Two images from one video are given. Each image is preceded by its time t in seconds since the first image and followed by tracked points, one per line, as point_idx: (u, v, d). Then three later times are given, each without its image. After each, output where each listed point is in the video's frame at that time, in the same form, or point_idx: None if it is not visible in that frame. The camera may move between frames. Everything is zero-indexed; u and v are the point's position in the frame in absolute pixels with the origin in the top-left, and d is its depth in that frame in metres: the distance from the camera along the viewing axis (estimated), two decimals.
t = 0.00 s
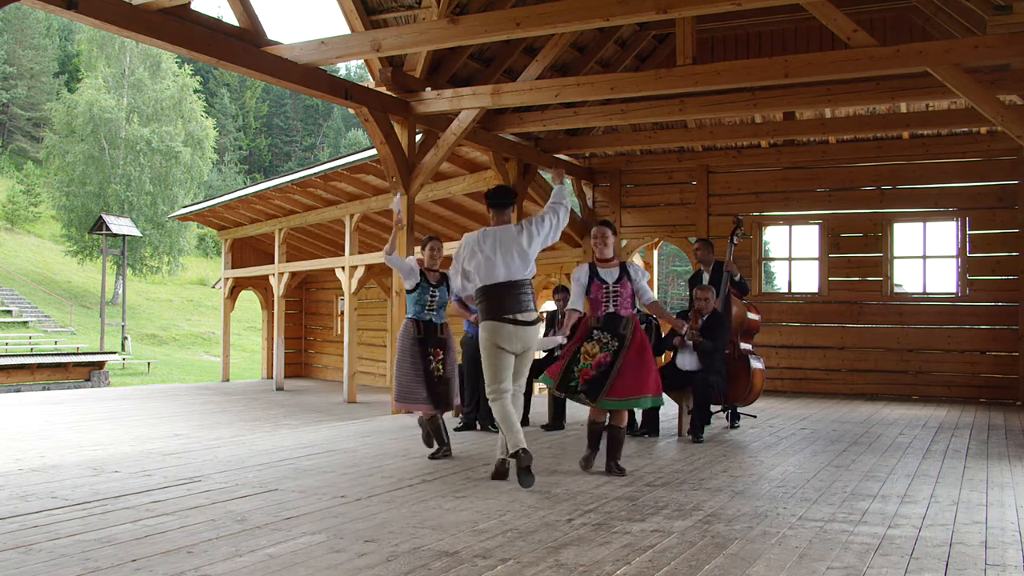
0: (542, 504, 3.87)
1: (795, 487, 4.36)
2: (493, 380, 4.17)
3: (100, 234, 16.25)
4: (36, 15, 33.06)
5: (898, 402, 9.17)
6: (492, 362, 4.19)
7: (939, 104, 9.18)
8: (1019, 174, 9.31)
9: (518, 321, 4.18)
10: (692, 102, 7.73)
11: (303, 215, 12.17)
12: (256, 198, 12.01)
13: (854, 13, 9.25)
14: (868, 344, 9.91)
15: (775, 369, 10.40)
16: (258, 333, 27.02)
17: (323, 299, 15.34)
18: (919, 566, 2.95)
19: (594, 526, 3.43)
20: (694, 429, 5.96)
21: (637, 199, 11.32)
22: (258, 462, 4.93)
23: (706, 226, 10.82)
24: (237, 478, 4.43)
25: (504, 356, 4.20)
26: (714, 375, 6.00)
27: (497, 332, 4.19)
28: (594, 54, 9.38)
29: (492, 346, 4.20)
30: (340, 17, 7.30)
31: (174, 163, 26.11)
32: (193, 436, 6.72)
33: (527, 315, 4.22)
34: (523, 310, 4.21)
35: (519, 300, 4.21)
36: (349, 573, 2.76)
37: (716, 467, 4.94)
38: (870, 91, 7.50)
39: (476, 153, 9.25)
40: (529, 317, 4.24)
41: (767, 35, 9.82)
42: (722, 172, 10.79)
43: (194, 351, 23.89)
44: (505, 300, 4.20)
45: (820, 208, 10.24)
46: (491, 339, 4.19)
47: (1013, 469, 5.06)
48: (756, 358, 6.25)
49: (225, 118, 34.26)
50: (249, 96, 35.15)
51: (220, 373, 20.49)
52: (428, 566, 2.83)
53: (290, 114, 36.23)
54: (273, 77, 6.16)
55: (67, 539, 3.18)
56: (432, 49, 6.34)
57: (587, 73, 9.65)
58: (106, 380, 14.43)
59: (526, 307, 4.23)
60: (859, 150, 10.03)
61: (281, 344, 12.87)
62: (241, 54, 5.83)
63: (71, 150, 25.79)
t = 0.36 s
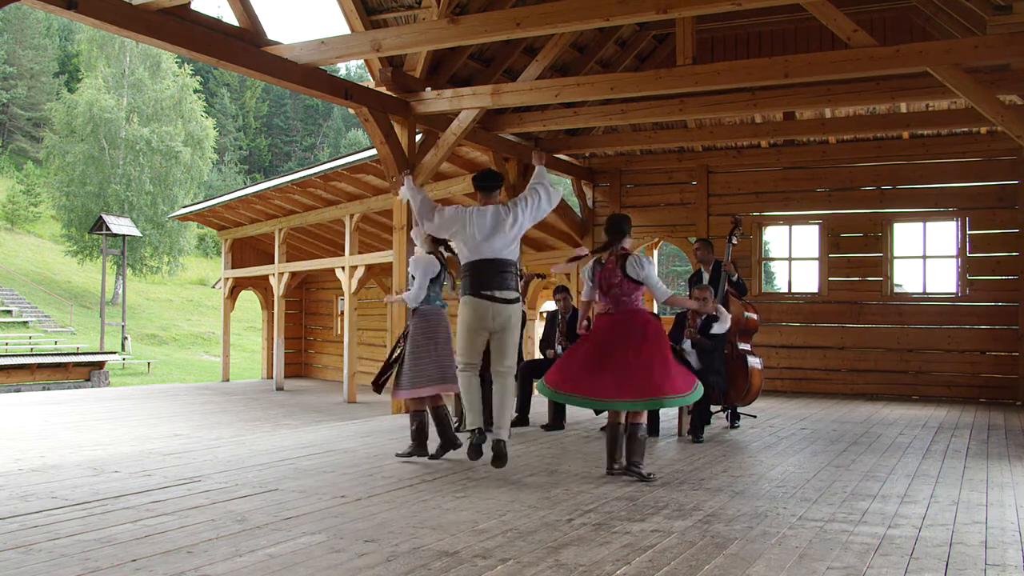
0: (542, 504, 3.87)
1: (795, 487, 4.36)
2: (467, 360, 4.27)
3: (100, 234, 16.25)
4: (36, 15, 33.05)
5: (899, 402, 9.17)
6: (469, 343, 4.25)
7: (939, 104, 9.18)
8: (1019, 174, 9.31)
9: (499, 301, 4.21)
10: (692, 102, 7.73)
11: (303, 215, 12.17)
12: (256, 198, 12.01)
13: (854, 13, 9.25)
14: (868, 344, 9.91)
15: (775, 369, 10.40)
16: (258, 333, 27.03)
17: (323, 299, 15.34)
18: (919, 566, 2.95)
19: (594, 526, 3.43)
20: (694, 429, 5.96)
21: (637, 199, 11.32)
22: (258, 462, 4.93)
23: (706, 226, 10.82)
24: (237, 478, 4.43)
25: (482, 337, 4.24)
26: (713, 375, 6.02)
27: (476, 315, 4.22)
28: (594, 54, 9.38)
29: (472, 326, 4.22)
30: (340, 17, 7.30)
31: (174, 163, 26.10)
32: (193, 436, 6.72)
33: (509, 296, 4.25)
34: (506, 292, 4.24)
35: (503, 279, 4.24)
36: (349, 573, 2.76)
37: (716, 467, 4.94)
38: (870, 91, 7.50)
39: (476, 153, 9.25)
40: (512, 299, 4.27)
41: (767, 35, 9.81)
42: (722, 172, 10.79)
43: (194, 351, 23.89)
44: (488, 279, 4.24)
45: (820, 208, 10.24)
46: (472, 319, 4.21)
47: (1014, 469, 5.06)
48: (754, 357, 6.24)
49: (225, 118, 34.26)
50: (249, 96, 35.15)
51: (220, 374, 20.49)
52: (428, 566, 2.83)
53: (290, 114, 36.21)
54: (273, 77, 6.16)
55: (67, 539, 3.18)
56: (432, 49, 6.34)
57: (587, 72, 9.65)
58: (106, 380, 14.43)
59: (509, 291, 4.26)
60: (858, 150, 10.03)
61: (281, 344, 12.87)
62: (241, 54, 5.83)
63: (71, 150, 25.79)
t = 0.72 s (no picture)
0: (542, 504, 3.87)
1: (795, 487, 4.36)
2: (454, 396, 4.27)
3: (100, 234, 16.25)
4: (36, 15, 33.06)
5: (898, 402, 9.17)
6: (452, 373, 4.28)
7: (940, 104, 9.18)
8: (1019, 174, 9.30)
9: (473, 330, 4.17)
10: (692, 102, 7.73)
11: (303, 215, 12.18)
12: (256, 198, 12.01)
13: (854, 13, 9.25)
14: (868, 344, 9.91)
15: (775, 369, 10.40)
16: (258, 332, 27.03)
17: (323, 299, 15.34)
18: (919, 566, 2.95)
19: (594, 526, 3.43)
20: (694, 429, 5.96)
21: (637, 199, 11.32)
22: (258, 463, 4.93)
23: (706, 226, 10.83)
24: (237, 478, 4.43)
25: (464, 364, 4.26)
26: (713, 375, 5.97)
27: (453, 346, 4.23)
28: (593, 54, 9.39)
29: (452, 357, 4.26)
30: (340, 17, 7.30)
31: (174, 163, 26.10)
32: (192, 436, 6.72)
33: (484, 325, 4.19)
34: (479, 322, 4.18)
35: (481, 308, 4.19)
36: (348, 572, 2.76)
37: (716, 467, 4.94)
38: (870, 91, 7.50)
39: (476, 152, 9.25)
40: (488, 328, 4.20)
41: (767, 35, 9.81)
42: (722, 172, 10.79)
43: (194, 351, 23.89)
44: (463, 304, 4.22)
45: (820, 208, 10.24)
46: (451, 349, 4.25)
47: (1014, 470, 5.06)
48: (751, 355, 6.25)
49: (225, 118, 34.27)
50: (249, 96, 35.15)
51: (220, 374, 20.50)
52: (428, 566, 2.83)
53: (290, 114, 36.21)
54: (272, 77, 6.16)
55: (66, 539, 3.18)
56: (432, 49, 6.34)
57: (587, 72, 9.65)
58: (106, 380, 14.44)
59: (486, 320, 4.20)
60: (858, 150, 10.03)
61: (281, 344, 12.87)
62: (241, 54, 5.83)
63: (71, 150, 25.78)
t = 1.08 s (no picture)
0: (542, 504, 3.87)
1: (795, 487, 4.36)
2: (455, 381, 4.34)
3: (100, 234, 16.24)
4: (36, 15, 33.07)
5: (899, 402, 9.16)
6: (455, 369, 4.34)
7: (940, 104, 9.18)
8: (1019, 174, 9.30)
9: (474, 333, 4.23)
10: (692, 102, 7.73)
11: (303, 215, 12.18)
12: (256, 198, 12.01)
13: (854, 13, 9.25)
14: (868, 344, 9.91)
15: (775, 369, 10.40)
16: (258, 333, 27.03)
17: (323, 299, 15.34)
18: (919, 566, 2.95)
19: (594, 526, 3.43)
20: (694, 429, 5.96)
21: (637, 199, 11.32)
22: (258, 463, 4.93)
23: (706, 226, 10.83)
24: (237, 478, 4.43)
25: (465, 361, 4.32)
26: (713, 375, 5.96)
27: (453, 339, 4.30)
28: (594, 54, 9.38)
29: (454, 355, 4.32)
30: (340, 17, 7.30)
31: (174, 163, 26.10)
32: (192, 436, 6.72)
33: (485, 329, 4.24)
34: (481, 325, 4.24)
35: (484, 313, 4.25)
36: (348, 572, 2.76)
37: (716, 467, 4.94)
38: (871, 91, 7.49)
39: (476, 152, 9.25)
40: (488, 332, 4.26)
41: (767, 35, 9.81)
42: (722, 172, 10.79)
43: (194, 351, 23.88)
44: (466, 306, 4.26)
45: (820, 208, 10.24)
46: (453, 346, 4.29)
47: (1014, 470, 5.06)
48: (751, 355, 6.24)
49: (225, 118, 34.27)
50: (249, 96, 35.16)
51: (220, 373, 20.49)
52: (428, 566, 2.83)
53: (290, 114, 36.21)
54: (273, 77, 6.16)
55: (66, 539, 3.18)
56: (432, 49, 6.34)
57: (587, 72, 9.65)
58: (106, 380, 14.44)
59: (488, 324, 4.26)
60: (858, 150, 10.03)
61: (281, 344, 12.87)
62: (241, 54, 5.83)
63: (71, 150, 25.77)
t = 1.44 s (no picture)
0: (541, 504, 3.87)
1: (795, 487, 4.36)
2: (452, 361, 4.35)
3: (100, 234, 16.24)
4: (36, 15, 33.08)
5: (899, 402, 9.16)
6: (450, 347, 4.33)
7: (940, 104, 9.18)
8: (1020, 174, 9.30)
9: (467, 301, 4.22)
10: (692, 102, 7.73)
11: (303, 215, 12.18)
12: (256, 198, 12.01)
13: (854, 13, 9.25)
14: (868, 344, 9.91)
15: (775, 369, 10.40)
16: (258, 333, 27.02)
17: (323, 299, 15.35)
18: (919, 566, 2.95)
19: (594, 526, 3.43)
20: (694, 429, 5.96)
21: (637, 199, 11.32)
22: (258, 463, 4.93)
23: (706, 226, 10.83)
24: (237, 478, 4.43)
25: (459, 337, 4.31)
26: (713, 375, 5.95)
27: (446, 316, 4.29)
28: (594, 54, 9.38)
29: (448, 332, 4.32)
30: (340, 17, 7.30)
31: (174, 163, 26.10)
32: (192, 436, 6.71)
33: (478, 297, 4.22)
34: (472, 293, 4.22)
35: (475, 280, 4.23)
36: (348, 572, 2.76)
37: (716, 467, 4.94)
38: (871, 91, 7.49)
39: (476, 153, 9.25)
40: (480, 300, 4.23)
41: (767, 35, 9.81)
42: (722, 172, 10.79)
43: (194, 351, 23.88)
44: (458, 277, 4.25)
45: (820, 208, 10.24)
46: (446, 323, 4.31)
47: (1014, 470, 5.06)
48: (751, 355, 6.24)
49: (225, 118, 34.27)
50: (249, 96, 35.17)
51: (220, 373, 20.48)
52: (428, 566, 2.83)
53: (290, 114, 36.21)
54: (272, 77, 6.16)
55: (66, 539, 3.18)
56: (432, 49, 6.33)
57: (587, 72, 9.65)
58: (106, 380, 14.44)
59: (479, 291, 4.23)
60: (859, 150, 10.03)
61: (281, 344, 12.87)
62: (240, 53, 5.82)
63: (71, 150, 25.76)
